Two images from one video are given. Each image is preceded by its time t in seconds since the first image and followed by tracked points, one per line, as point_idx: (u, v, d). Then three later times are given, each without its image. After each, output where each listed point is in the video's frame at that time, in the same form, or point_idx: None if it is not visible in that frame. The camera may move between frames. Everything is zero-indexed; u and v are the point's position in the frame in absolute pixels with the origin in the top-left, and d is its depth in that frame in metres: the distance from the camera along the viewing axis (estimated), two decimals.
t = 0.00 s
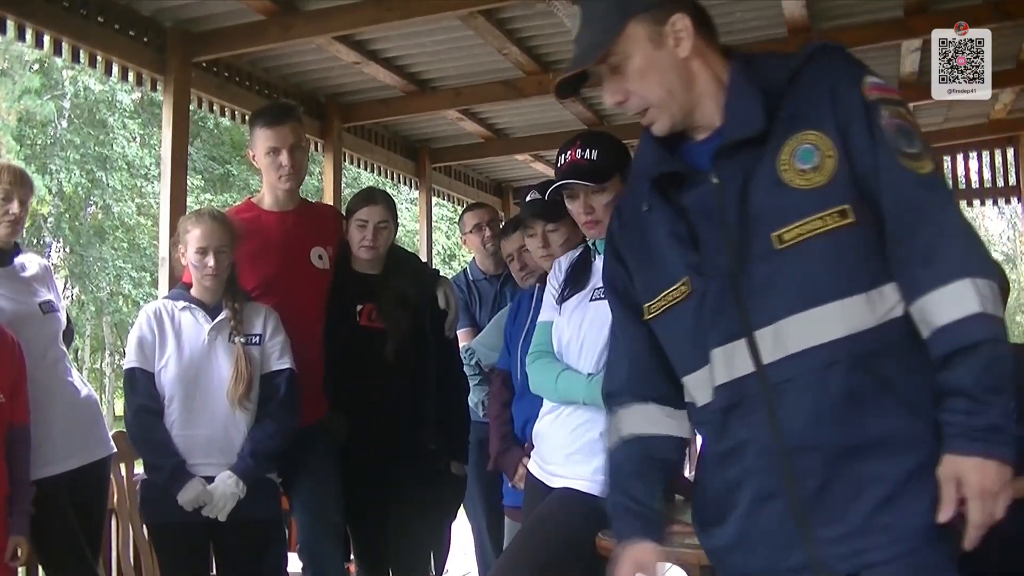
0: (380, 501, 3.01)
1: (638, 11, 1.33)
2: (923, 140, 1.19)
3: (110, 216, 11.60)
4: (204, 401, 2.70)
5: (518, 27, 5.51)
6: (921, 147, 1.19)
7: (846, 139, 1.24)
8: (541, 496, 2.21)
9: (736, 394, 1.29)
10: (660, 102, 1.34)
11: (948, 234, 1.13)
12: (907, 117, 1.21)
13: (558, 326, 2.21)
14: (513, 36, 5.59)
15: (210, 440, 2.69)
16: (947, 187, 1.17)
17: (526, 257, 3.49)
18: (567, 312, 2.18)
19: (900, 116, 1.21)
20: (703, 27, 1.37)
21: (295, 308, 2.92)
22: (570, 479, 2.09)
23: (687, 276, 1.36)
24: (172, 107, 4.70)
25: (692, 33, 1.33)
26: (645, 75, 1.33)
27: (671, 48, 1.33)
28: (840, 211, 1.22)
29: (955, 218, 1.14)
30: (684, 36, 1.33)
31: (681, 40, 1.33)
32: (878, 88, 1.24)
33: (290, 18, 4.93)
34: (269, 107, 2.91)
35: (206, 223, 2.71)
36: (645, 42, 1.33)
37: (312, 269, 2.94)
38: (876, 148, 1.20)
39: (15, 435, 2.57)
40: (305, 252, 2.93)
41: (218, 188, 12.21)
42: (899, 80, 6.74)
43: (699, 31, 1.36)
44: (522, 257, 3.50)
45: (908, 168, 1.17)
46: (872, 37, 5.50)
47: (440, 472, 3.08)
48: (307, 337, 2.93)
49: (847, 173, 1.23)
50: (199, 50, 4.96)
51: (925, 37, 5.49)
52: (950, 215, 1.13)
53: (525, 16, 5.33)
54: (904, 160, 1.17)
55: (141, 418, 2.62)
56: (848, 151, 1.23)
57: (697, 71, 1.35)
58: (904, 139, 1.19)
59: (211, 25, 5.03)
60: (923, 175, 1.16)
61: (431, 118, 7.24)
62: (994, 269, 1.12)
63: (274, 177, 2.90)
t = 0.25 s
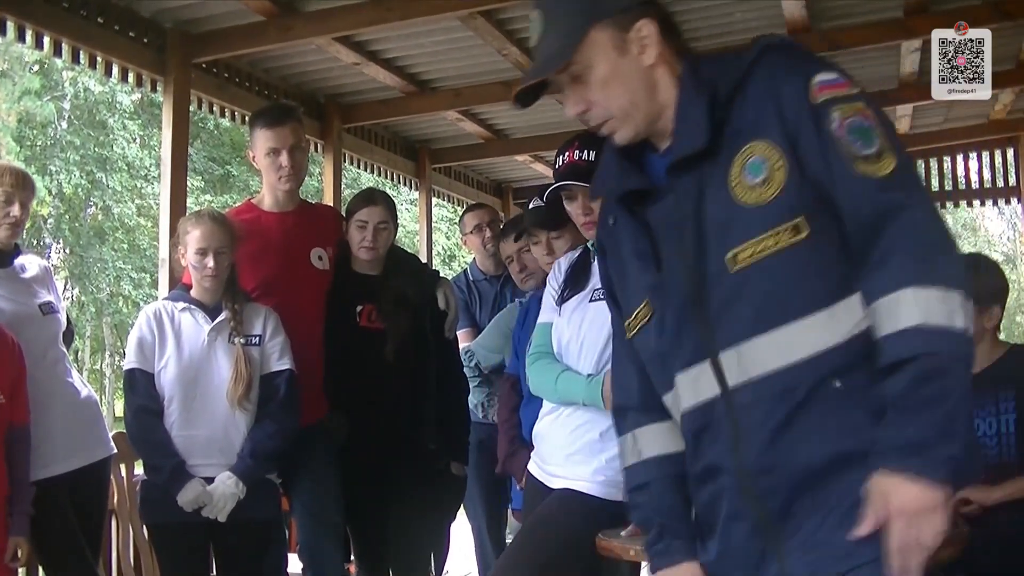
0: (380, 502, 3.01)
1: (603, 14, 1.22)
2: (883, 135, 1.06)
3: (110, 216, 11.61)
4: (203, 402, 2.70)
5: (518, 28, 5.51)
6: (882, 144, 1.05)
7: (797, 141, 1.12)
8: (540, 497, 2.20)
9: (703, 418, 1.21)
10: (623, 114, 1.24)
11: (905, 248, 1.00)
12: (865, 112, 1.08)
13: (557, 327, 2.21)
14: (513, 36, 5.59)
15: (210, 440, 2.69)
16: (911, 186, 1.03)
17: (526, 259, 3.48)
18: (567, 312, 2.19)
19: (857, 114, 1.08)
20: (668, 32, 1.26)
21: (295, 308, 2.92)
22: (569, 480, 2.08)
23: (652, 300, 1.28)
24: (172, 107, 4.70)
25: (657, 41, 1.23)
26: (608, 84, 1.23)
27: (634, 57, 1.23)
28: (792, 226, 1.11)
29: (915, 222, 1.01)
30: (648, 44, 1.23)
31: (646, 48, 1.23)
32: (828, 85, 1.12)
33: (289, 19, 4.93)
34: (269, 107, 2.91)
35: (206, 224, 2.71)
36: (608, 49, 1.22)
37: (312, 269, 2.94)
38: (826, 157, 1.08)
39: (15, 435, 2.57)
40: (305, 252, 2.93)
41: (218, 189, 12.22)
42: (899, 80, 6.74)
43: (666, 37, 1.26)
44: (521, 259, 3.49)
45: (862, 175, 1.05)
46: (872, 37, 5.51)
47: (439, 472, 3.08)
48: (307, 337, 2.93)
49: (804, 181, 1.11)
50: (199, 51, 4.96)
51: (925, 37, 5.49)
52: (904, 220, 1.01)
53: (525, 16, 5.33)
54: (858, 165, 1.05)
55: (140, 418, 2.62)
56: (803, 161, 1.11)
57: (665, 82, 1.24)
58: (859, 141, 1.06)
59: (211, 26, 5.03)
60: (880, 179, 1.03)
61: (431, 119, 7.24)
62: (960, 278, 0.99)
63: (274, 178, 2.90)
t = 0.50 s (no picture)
0: (379, 503, 3.01)
1: (530, 73, 1.07)
2: (820, 207, 0.89)
3: (110, 217, 11.63)
4: (203, 403, 2.70)
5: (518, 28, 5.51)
6: (815, 221, 0.89)
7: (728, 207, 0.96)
8: (541, 498, 2.21)
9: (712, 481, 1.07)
10: (564, 179, 1.09)
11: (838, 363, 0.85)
12: (808, 179, 0.90)
13: (559, 328, 2.22)
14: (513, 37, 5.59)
15: (210, 441, 2.69)
16: (859, 276, 0.86)
17: (525, 261, 3.49)
18: (568, 314, 2.19)
19: (790, 183, 0.91)
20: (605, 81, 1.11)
21: (295, 308, 2.92)
22: (571, 481, 2.09)
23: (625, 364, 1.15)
24: (172, 108, 4.70)
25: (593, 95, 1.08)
26: (547, 148, 1.07)
27: (573, 117, 1.07)
28: (746, 304, 0.95)
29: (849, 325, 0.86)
30: (590, 101, 1.08)
31: (582, 106, 1.07)
32: (753, 149, 0.94)
33: (289, 20, 4.93)
34: (269, 108, 2.92)
35: (206, 224, 2.71)
36: (543, 110, 1.06)
37: (312, 270, 2.94)
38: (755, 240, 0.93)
39: (15, 436, 2.57)
40: (305, 252, 2.93)
41: (218, 189, 12.24)
42: (899, 81, 6.74)
43: (605, 87, 1.10)
44: (521, 261, 3.49)
45: (791, 268, 0.90)
46: (872, 38, 5.51)
47: (439, 473, 3.08)
48: (306, 337, 2.93)
49: (743, 260, 0.95)
50: (199, 51, 4.96)
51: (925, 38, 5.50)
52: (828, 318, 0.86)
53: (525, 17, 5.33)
54: (786, 257, 0.90)
55: (140, 418, 2.62)
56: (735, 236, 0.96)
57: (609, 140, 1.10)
58: (788, 222, 0.90)
59: (211, 26, 5.03)
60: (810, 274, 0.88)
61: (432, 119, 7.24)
62: (902, 390, 0.84)
63: (274, 179, 2.91)
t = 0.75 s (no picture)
0: (378, 502, 3.01)
1: (425, 219, 1.06)
2: (721, 371, 0.82)
3: (111, 217, 11.59)
4: (202, 404, 2.70)
5: (518, 28, 5.51)
6: (717, 387, 0.83)
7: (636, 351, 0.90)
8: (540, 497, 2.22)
9: None
10: (479, 319, 1.09)
11: (734, 545, 0.80)
12: (713, 340, 0.83)
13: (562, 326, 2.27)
14: (513, 37, 5.59)
15: (210, 441, 2.68)
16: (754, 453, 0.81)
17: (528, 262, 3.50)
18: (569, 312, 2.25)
19: (688, 342, 0.84)
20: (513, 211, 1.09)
21: (295, 309, 2.93)
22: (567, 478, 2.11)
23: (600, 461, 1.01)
24: (172, 108, 4.69)
25: (494, 233, 1.06)
26: (454, 300, 1.07)
27: (478, 261, 1.06)
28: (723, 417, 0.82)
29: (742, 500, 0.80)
30: (496, 240, 1.06)
31: (488, 252, 1.06)
32: (650, 300, 0.87)
33: (290, 20, 4.93)
34: (269, 110, 2.95)
35: (206, 224, 2.71)
36: (443, 263, 1.05)
37: (311, 270, 2.93)
38: (656, 399, 0.88)
39: (15, 435, 2.56)
40: (304, 253, 2.93)
41: (218, 190, 12.25)
42: (900, 82, 6.75)
43: (513, 215, 1.09)
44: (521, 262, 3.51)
45: (689, 439, 0.85)
46: (872, 38, 5.51)
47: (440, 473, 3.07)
48: (306, 337, 2.94)
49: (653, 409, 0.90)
50: (199, 51, 4.95)
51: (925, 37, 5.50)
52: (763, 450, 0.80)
53: (525, 17, 5.33)
54: (683, 427, 0.85)
55: (141, 418, 2.63)
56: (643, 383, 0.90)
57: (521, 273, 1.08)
58: (681, 389, 0.85)
59: (212, 26, 5.03)
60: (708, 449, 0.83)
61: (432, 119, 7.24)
62: (801, 575, 0.81)
63: (273, 180, 2.94)
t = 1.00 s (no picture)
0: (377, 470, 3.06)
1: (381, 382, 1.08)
2: (701, 530, 0.90)
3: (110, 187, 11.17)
4: (203, 372, 2.71)
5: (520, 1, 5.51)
6: (698, 541, 0.91)
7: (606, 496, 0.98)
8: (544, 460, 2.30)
9: None
10: (447, 472, 1.11)
11: None
12: (689, 498, 0.91)
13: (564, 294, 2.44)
14: (515, 9, 5.59)
15: (211, 408, 2.70)
16: None
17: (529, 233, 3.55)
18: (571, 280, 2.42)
19: (662, 498, 0.92)
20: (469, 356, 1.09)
21: (295, 279, 2.92)
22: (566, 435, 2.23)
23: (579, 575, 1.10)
24: (173, 80, 4.70)
25: (448, 389, 1.08)
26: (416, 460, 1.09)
27: (438, 424, 1.08)
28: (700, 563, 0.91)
29: None
30: (453, 398, 1.08)
31: (448, 411, 1.08)
32: (620, 459, 0.94)
33: None
34: (269, 79, 2.91)
35: (208, 194, 2.72)
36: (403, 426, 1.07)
37: (311, 240, 2.96)
38: (628, 547, 0.95)
39: (17, 406, 2.57)
40: (304, 223, 2.95)
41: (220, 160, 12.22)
42: (904, 54, 6.73)
43: (468, 362, 1.10)
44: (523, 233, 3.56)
45: None
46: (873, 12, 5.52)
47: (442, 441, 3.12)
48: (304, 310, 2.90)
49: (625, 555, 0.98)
50: (201, 23, 4.95)
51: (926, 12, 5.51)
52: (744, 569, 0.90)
53: None
54: None
55: (142, 385, 2.62)
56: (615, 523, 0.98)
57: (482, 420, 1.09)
58: (664, 542, 0.92)
59: None
60: None
61: (434, 91, 7.23)
62: None
63: (274, 150, 2.95)
